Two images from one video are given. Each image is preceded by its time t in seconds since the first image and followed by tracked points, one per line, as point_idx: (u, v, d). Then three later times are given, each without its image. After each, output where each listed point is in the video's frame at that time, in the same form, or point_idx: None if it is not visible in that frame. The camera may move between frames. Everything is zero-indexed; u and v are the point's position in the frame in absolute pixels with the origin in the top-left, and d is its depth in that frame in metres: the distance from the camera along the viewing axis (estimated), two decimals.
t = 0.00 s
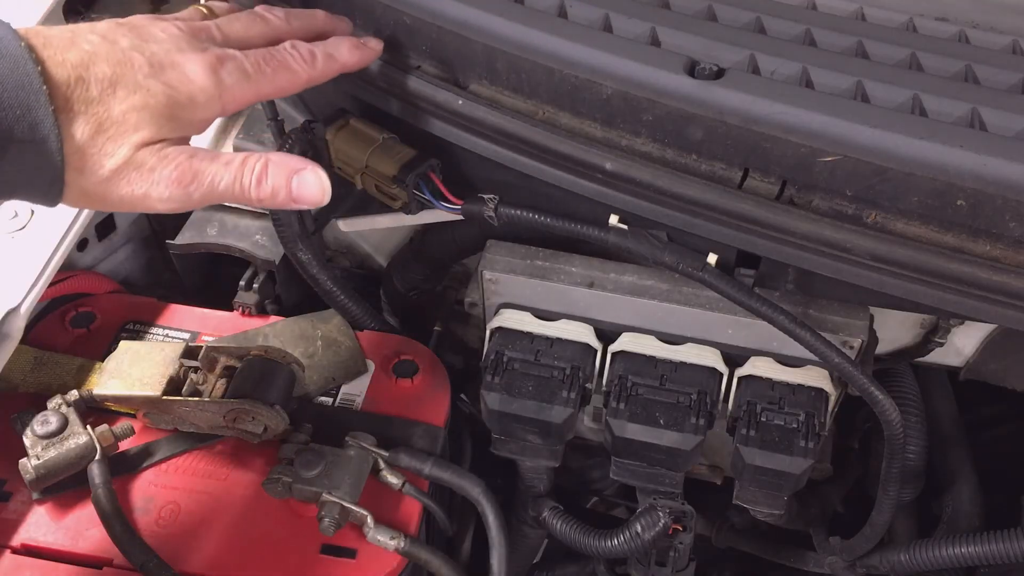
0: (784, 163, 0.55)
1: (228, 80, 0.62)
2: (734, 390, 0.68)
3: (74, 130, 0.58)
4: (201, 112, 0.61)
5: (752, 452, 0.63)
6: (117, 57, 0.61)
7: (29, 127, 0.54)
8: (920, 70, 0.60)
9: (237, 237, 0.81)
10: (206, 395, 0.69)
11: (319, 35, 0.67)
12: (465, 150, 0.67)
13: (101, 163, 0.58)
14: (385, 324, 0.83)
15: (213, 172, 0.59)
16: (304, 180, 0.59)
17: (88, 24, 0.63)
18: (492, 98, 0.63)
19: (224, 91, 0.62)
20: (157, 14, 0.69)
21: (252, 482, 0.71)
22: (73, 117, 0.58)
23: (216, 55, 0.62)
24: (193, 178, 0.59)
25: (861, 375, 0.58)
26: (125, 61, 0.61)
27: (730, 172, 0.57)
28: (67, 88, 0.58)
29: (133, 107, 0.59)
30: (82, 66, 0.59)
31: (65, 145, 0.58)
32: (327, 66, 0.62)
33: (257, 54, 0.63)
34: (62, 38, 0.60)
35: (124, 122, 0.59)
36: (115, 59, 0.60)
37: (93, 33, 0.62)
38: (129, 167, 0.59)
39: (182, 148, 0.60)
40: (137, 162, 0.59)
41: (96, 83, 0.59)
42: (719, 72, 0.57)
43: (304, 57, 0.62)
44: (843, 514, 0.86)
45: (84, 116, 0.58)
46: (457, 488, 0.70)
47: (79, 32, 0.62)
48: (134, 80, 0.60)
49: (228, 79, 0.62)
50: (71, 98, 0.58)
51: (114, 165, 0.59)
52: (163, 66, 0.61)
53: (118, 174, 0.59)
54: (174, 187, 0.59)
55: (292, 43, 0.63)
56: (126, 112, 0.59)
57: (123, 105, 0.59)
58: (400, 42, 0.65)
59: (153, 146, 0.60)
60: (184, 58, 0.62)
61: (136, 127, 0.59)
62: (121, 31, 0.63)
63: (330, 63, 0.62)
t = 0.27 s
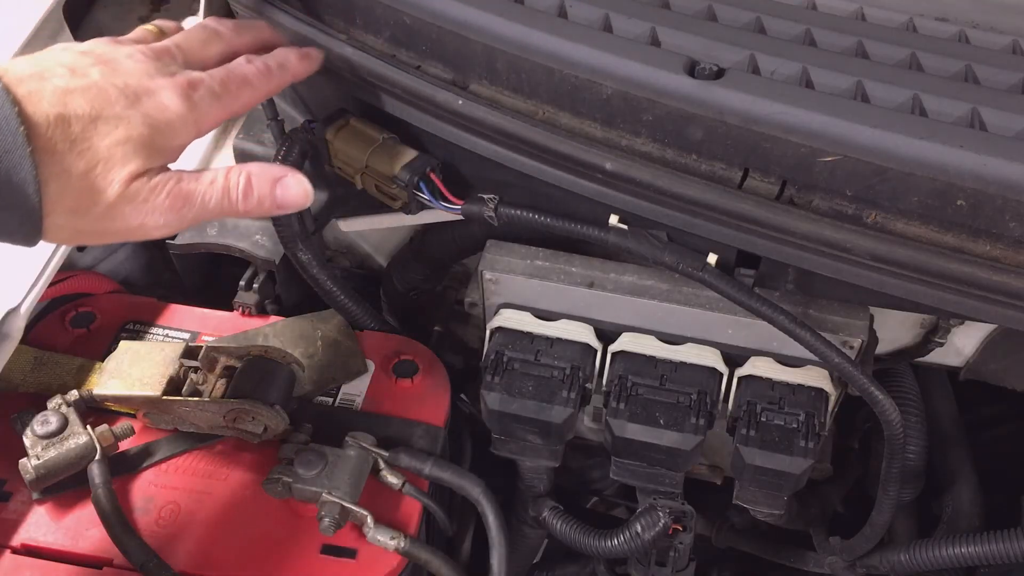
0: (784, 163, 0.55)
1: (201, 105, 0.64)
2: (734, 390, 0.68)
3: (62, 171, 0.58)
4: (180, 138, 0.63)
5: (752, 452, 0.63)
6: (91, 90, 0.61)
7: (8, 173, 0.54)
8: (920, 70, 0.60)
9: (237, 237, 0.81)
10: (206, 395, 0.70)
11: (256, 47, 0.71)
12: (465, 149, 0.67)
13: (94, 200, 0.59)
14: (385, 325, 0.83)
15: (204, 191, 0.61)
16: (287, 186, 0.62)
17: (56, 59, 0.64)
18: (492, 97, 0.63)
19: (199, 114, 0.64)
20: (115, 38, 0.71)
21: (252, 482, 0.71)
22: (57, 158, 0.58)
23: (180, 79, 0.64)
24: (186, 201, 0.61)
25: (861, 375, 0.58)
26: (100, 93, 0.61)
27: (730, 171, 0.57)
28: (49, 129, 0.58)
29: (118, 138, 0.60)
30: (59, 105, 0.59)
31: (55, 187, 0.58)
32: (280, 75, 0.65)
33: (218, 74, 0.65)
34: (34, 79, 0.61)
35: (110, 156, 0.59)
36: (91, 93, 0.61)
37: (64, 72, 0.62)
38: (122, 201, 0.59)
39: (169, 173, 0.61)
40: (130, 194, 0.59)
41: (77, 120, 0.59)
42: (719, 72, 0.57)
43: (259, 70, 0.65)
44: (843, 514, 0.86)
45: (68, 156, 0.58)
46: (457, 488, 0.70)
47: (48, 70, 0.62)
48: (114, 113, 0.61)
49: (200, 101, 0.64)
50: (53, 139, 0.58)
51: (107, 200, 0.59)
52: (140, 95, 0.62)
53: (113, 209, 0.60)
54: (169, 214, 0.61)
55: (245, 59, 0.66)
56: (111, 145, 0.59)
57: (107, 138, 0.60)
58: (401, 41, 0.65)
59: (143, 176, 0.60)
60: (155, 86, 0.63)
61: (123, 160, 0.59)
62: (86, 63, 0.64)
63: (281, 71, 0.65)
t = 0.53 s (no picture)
0: (784, 163, 0.55)
1: (179, 141, 0.64)
2: (734, 390, 0.67)
3: (43, 212, 0.58)
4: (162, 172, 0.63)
5: (753, 452, 0.63)
6: (73, 130, 0.62)
7: None
8: (920, 70, 0.60)
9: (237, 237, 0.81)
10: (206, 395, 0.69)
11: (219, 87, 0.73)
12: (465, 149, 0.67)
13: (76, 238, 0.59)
14: (385, 325, 0.83)
15: (187, 227, 0.59)
16: (268, 219, 0.61)
17: (40, 100, 0.65)
18: (492, 97, 0.63)
19: (178, 150, 0.64)
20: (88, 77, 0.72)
21: (252, 482, 0.71)
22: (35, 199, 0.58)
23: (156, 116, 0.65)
24: (170, 237, 0.59)
25: (861, 375, 0.58)
26: (81, 131, 0.62)
27: (730, 171, 0.57)
28: (32, 169, 0.59)
29: (98, 174, 0.60)
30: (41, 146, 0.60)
31: (37, 227, 0.58)
32: (245, 121, 0.69)
33: (189, 113, 0.66)
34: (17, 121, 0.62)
35: (92, 193, 0.59)
36: (73, 132, 0.62)
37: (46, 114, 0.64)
38: (106, 239, 0.59)
39: (153, 209, 0.60)
40: (113, 231, 0.59)
41: (58, 158, 0.60)
42: (719, 72, 0.57)
43: (229, 113, 0.68)
44: (843, 514, 0.86)
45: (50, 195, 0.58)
46: (457, 487, 0.70)
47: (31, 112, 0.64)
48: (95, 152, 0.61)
49: (179, 137, 0.64)
50: (34, 179, 0.59)
51: (90, 238, 0.59)
52: (120, 132, 0.63)
53: (98, 246, 0.59)
54: (153, 250, 0.60)
55: (216, 103, 0.68)
56: (92, 181, 0.60)
57: (89, 174, 0.60)
58: (401, 41, 0.65)
59: (125, 212, 0.59)
60: (133, 122, 0.64)
61: (106, 198, 0.59)
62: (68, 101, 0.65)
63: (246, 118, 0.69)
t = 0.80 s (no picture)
0: (784, 163, 0.55)
1: (156, 203, 0.65)
2: (734, 390, 0.67)
3: (27, 265, 0.58)
4: (138, 231, 0.63)
5: (752, 452, 0.63)
6: (56, 185, 0.62)
7: None
8: (920, 70, 0.60)
9: (237, 237, 0.81)
10: (206, 394, 0.70)
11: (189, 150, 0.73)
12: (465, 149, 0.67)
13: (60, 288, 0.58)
14: (385, 325, 0.83)
15: (169, 292, 0.59)
16: (244, 290, 0.61)
17: (19, 158, 0.65)
18: (493, 97, 0.63)
19: (155, 209, 0.65)
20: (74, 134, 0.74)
21: (252, 483, 0.71)
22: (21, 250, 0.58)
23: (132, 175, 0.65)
24: (152, 301, 0.59)
25: (861, 375, 0.58)
26: (64, 188, 0.62)
27: (730, 171, 0.57)
28: (19, 224, 0.59)
29: (84, 230, 0.60)
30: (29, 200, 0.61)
31: (20, 280, 0.58)
32: (210, 191, 0.69)
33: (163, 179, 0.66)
34: None
35: (78, 252, 0.59)
36: (56, 186, 0.62)
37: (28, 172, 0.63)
38: (92, 292, 0.58)
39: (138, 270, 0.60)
40: (98, 288, 0.59)
41: (43, 210, 0.60)
42: (719, 72, 0.57)
43: (200, 181, 0.68)
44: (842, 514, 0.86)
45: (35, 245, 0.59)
46: (457, 487, 0.70)
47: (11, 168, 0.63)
48: (80, 206, 0.61)
49: (157, 201, 0.65)
50: (20, 231, 0.59)
51: (70, 291, 0.58)
52: (101, 189, 0.63)
53: (81, 301, 0.58)
54: (137, 309, 0.59)
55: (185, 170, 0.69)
56: (78, 236, 0.60)
57: (75, 228, 0.60)
58: (401, 41, 0.65)
59: (110, 270, 0.59)
60: (112, 178, 0.64)
61: (90, 255, 0.59)
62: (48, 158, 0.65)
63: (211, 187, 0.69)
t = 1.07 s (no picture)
0: (784, 163, 0.55)
1: (176, 306, 0.61)
2: (734, 390, 0.67)
3: (62, 360, 0.53)
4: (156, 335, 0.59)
5: (752, 452, 0.63)
6: (89, 282, 0.55)
7: (8, 351, 0.50)
8: (920, 70, 0.60)
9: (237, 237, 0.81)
10: (205, 394, 0.70)
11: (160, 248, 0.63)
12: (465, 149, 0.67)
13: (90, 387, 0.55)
14: (385, 325, 0.83)
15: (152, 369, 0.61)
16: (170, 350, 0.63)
17: (40, 245, 0.56)
18: (493, 97, 0.63)
19: (174, 310, 0.60)
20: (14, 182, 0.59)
21: (252, 482, 0.71)
22: (62, 352, 0.52)
23: (152, 275, 0.60)
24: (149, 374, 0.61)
25: (861, 375, 0.58)
26: (96, 284, 0.55)
27: (730, 171, 0.57)
28: (58, 325, 0.52)
29: (111, 354, 0.55)
30: (64, 292, 0.53)
31: (54, 375, 0.53)
32: (220, 291, 0.66)
33: (178, 278, 0.62)
34: (29, 261, 0.54)
35: (108, 353, 0.55)
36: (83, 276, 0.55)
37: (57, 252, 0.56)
38: (112, 386, 0.57)
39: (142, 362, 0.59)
40: (117, 386, 0.57)
41: (81, 306, 0.54)
42: (719, 72, 0.57)
43: (212, 280, 0.64)
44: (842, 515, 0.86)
45: (74, 347, 0.53)
46: (457, 487, 0.70)
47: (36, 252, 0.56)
48: (114, 311, 0.56)
49: (174, 301, 0.60)
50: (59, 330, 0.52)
51: (94, 395, 0.56)
52: (127, 287, 0.57)
53: (99, 398, 0.56)
54: (145, 395, 0.60)
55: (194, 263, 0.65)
56: (110, 335, 0.55)
57: (110, 326, 0.55)
58: (401, 41, 0.65)
59: (130, 365, 0.58)
60: (137, 280, 0.58)
61: (116, 355, 0.56)
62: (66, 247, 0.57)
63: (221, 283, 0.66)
